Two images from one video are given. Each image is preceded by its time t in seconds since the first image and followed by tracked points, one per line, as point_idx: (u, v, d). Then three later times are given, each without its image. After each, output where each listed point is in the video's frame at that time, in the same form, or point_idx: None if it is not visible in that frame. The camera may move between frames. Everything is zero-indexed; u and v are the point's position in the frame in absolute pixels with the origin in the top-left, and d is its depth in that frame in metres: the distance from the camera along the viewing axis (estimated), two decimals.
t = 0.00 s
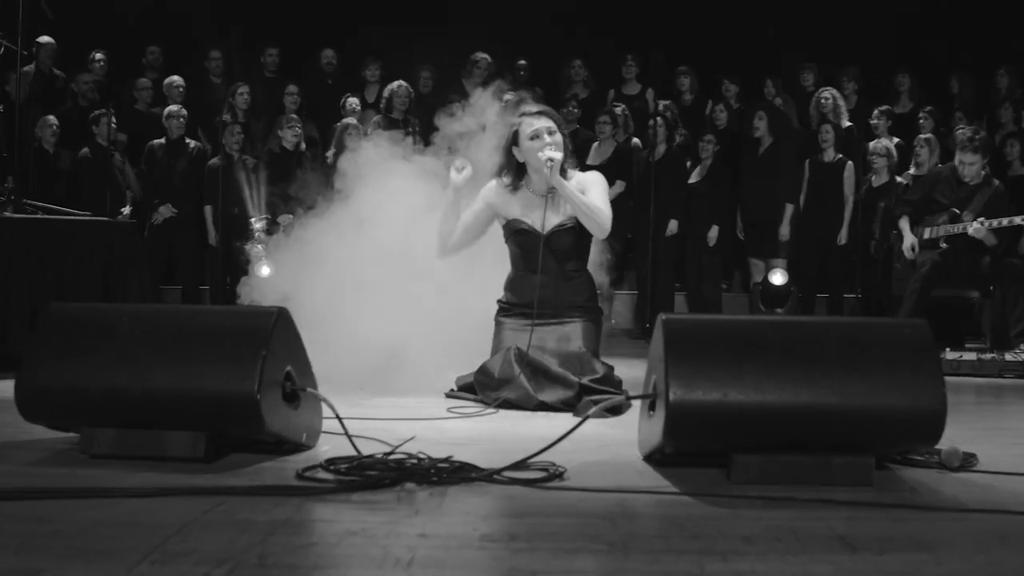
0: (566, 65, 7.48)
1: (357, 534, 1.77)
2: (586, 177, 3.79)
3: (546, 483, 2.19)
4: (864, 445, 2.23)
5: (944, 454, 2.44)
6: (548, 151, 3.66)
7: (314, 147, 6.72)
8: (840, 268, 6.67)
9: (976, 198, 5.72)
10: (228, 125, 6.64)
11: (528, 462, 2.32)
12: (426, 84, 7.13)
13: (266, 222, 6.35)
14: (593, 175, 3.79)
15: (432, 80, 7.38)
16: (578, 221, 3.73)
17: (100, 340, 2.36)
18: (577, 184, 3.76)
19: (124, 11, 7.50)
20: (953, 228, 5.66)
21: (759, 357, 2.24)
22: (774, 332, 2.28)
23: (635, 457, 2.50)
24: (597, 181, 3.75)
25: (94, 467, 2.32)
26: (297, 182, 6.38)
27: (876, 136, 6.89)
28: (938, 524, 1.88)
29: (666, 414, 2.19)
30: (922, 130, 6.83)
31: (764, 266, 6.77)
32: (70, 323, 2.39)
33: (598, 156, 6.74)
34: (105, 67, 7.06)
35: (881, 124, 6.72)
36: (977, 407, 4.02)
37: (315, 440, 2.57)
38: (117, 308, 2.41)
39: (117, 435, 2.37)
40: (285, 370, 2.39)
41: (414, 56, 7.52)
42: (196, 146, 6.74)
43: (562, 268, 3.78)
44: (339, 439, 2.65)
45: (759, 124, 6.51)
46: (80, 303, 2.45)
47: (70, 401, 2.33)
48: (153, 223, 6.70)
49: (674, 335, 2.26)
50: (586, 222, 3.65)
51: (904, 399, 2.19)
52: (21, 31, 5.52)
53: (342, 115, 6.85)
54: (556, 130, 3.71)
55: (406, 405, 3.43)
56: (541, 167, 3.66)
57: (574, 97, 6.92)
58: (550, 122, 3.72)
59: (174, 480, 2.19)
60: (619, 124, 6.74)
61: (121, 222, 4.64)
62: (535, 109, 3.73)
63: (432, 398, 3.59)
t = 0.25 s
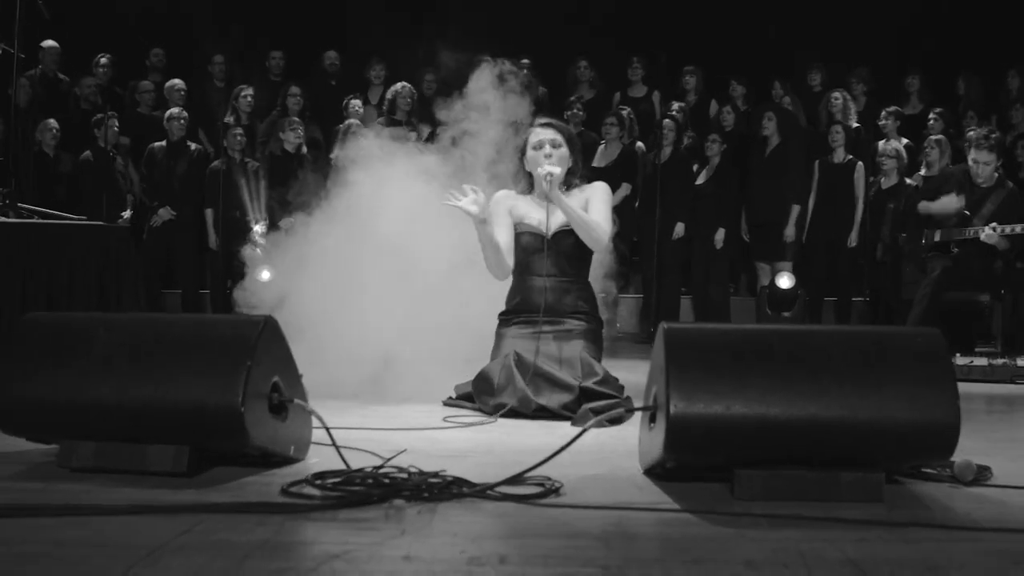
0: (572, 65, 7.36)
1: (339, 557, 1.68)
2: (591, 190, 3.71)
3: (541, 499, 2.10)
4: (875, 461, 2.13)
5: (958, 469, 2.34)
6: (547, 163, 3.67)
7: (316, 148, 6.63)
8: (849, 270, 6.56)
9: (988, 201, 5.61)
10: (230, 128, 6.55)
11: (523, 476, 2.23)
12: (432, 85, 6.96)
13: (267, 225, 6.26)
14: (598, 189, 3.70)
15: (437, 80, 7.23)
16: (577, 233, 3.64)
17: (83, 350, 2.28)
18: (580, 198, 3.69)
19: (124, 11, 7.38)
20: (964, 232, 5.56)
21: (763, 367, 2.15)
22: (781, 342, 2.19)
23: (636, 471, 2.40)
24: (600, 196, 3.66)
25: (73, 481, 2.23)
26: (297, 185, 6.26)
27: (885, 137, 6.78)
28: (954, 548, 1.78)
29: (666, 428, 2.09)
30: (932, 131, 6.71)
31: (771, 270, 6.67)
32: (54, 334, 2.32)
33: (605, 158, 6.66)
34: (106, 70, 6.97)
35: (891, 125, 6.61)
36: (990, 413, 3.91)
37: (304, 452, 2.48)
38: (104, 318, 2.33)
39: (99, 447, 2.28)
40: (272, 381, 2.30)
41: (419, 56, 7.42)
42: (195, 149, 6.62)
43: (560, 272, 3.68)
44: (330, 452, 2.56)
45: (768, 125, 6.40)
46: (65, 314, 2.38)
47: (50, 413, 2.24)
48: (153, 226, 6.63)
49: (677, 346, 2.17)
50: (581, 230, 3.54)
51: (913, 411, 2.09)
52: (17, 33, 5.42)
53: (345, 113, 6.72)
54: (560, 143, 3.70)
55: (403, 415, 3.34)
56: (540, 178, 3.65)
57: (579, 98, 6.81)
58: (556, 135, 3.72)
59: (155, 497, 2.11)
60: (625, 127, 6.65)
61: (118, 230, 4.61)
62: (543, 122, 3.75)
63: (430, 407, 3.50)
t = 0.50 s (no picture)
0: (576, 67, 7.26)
1: None
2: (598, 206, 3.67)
3: (528, 515, 2.02)
4: (875, 474, 2.05)
5: (962, 482, 2.26)
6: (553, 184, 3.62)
7: (318, 155, 6.56)
8: (858, 272, 6.44)
9: (998, 203, 5.48)
10: (233, 133, 6.47)
11: (511, 491, 2.16)
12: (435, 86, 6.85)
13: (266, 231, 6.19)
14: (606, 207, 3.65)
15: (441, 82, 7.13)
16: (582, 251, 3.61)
17: (56, 361, 2.20)
18: (587, 216, 3.65)
19: (124, 14, 7.30)
20: (974, 233, 5.46)
21: (759, 378, 2.06)
22: (778, 352, 2.10)
23: (628, 485, 2.33)
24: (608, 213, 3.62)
25: (46, 498, 2.16)
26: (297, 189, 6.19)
27: (893, 139, 6.68)
28: (954, 568, 1.70)
29: (657, 442, 2.01)
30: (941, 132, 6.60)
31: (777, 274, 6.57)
32: (27, 346, 2.24)
33: (611, 160, 6.56)
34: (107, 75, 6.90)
35: (899, 126, 6.49)
36: (997, 419, 3.83)
37: (287, 465, 2.41)
38: (80, 329, 2.25)
39: (73, 461, 2.21)
40: (252, 394, 2.23)
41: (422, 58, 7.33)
42: (196, 154, 6.54)
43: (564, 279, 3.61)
44: (315, 465, 2.49)
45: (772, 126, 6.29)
46: (39, 324, 2.30)
47: (21, 427, 2.17)
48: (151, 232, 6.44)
49: (671, 355, 2.09)
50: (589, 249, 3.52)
51: (914, 423, 2.01)
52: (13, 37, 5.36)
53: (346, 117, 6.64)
54: (568, 165, 3.63)
55: (396, 424, 3.27)
56: (545, 201, 3.62)
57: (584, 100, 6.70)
58: (564, 154, 3.64)
59: (128, 513, 2.04)
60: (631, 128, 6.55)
61: (114, 231, 4.47)
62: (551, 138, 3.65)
63: (424, 417, 3.43)
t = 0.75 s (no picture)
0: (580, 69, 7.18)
1: None
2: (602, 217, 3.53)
3: (507, 530, 1.96)
4: (866, 486, 1.98)
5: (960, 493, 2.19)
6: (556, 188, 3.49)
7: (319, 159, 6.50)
8: (865, 276, 6.35)
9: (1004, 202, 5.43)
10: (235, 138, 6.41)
11: (492, 504, 2.10)
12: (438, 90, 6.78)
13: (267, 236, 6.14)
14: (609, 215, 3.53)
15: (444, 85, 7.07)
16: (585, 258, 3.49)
17: (26, 371, 2.15)
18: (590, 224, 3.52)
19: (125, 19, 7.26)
20: (979, 235, 5.38)
21: (745, 388, 2.00)
22: (766, 361, 2.03)
23: (615, 498, 2.26)
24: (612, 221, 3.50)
25: (18, 512, 2.12)
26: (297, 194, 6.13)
27: (900, 141, 6.58)
28: None
29: (640, 454, 1.95)
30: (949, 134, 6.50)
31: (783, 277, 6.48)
32: None
33: (617, 165, 6.47)
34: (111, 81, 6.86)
35: (906, 126, 6.42)
36: (1003, 426, 3.75)
37: (267, 476, 2.36)
38: (50, 337, 2.20)
39: (45, 474, 2.17)
40: (227, 404, 2.17)
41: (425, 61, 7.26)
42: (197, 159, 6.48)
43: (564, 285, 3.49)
44: (296, 477, 2.44)
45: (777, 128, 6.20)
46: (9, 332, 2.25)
47: None
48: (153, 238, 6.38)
49: (655, 367, 2.02)
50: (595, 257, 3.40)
51: (905, 435, 1.94)
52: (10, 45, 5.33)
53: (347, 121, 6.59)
54: (569, 167, 3.50)
55: (386, 433, 3.21)
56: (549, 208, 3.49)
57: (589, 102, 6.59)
58: (564, 157, 3.51)
59: (98, 528, 1.99)
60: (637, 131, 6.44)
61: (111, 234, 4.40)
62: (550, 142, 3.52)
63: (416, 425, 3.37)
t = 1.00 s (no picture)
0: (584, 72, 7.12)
1: None
2: (597, 214, 3.50)
3: (483, 541, 1.93)
4: (849, 496, 1.94)
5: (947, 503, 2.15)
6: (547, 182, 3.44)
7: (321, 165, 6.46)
8: (872, 279, 6.27)
9: (1011, 208, 5.34)
10: (238, 143, 6.36)
11: (470, 514, 2.07)
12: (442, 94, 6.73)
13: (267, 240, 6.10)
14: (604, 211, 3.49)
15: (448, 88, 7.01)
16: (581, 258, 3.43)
17: None
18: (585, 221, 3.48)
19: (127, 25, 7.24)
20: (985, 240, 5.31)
21: (724, 398, 1.96)
22: (746, 369, 1.99)
23: (597, 508, 2.22)
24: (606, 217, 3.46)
25: None
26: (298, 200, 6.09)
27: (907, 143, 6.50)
28: None
29: (617, 465, 1.91)
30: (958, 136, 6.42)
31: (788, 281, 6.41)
32: None
33: (623, 168, 6.38)
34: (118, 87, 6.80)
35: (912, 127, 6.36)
36: (1003, 432, 3.69)
37: (245, 487, 2.32)
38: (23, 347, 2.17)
39: (19, 485, 2.15)
40: (202, 413, 2.15)
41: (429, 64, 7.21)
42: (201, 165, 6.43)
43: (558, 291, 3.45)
44: (276, 486, 2.41)
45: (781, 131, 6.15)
46: None
47: None
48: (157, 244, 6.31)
49: (632, 376, 1.98)
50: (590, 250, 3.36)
51: (887, 444, 1.90)
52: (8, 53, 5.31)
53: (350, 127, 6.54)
54: (559, 158, 3.47)
55: (375, 441, 3.18)
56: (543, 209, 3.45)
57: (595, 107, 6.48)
58: (554, 150, 3.48)
59: (69, 540, 1.97)
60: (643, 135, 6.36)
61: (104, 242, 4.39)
62: (538, 138, 3.51)
63: (406, 433, 3.33)
